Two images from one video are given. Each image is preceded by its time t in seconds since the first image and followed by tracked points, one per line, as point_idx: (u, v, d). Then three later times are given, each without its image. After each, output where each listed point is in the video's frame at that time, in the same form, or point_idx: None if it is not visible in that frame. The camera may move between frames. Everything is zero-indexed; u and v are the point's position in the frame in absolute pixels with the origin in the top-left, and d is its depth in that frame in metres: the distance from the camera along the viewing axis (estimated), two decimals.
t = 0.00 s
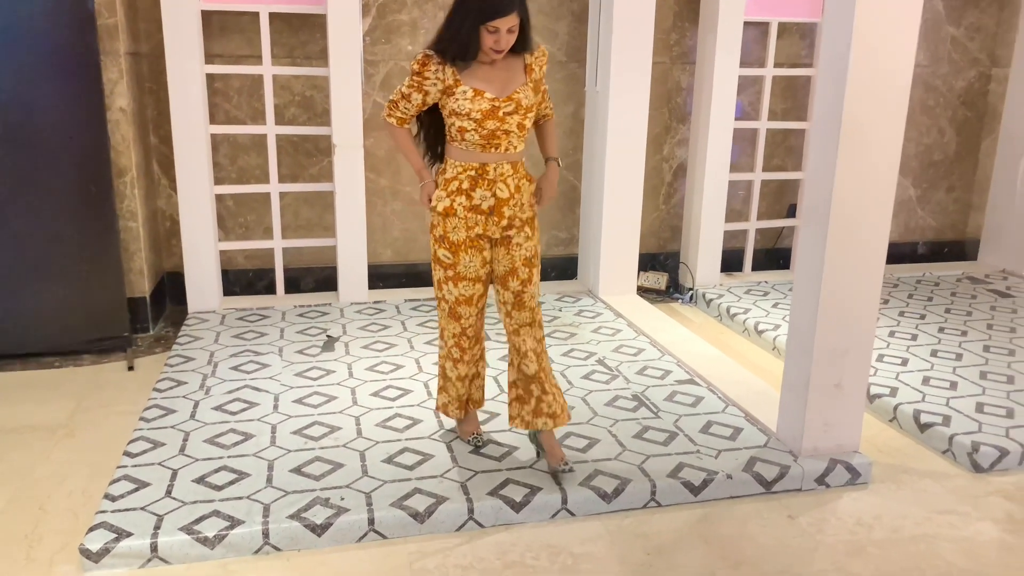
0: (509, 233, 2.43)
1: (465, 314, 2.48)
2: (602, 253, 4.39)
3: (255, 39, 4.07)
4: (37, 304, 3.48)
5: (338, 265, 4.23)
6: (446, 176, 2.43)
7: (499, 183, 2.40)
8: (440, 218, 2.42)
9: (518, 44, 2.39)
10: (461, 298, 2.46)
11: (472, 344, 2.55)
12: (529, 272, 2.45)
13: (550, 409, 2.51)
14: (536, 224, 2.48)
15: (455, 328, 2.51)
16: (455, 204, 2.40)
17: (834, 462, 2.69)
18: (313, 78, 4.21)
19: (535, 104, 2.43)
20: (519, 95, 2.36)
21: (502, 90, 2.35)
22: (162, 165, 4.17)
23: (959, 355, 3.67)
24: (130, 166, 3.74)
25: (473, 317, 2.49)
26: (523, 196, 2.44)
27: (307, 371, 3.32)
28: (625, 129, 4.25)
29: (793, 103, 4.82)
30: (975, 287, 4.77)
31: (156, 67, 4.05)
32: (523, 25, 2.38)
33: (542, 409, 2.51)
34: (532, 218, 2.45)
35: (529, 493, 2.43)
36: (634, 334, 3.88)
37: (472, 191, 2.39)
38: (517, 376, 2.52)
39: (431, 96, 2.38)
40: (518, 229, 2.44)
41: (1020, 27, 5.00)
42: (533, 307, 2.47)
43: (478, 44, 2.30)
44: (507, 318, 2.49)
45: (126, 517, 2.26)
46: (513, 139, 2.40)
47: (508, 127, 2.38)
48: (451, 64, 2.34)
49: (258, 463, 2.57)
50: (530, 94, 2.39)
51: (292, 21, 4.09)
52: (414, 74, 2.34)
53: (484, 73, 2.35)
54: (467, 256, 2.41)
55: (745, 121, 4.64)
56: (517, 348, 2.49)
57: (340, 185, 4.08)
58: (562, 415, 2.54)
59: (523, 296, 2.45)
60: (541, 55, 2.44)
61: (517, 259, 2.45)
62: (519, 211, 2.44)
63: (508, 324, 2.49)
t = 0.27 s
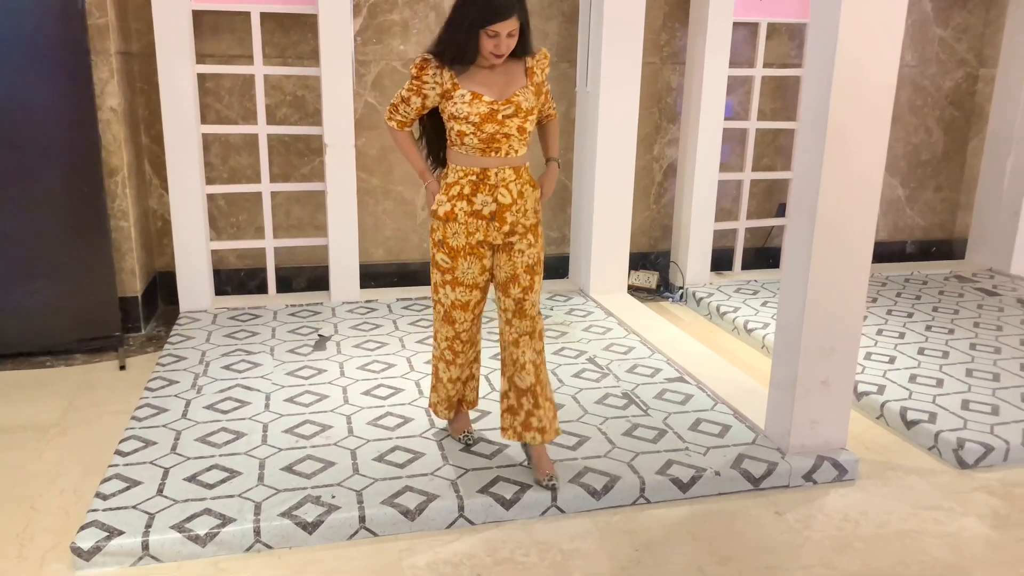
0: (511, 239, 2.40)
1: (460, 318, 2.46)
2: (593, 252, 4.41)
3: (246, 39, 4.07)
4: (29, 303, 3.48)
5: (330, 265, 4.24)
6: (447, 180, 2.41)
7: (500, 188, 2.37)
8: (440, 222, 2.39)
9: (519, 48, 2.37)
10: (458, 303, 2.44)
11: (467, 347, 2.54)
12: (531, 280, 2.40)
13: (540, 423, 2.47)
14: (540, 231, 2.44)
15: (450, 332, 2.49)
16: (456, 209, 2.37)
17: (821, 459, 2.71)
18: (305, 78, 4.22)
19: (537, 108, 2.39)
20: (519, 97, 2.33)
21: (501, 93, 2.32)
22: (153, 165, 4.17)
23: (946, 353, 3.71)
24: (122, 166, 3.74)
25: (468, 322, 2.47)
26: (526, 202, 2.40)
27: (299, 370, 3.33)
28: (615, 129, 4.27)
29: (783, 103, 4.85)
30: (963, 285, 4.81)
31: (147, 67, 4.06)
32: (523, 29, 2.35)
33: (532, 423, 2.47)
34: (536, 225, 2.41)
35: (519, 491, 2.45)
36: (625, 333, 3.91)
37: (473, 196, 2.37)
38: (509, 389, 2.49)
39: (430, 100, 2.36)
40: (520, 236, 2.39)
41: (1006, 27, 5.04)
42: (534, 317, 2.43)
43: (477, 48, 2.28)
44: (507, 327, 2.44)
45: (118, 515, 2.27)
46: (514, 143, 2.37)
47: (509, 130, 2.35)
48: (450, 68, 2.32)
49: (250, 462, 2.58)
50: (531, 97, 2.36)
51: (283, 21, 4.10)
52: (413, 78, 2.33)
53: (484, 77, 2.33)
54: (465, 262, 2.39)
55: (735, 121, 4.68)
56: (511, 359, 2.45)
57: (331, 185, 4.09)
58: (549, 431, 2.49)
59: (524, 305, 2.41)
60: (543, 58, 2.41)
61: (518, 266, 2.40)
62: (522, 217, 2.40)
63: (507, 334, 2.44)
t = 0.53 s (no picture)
0: (517, 241, 2.39)
1: (465, 321, 2.46)
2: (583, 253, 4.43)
3: (236, 40, 4.07)
4: (17, 304, 3.48)
5: (321, 265, 4.24)
6: (451, 182, 2.41)
7: (504, 188, 2.36)
8: (445, 225, 2.39)
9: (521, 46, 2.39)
10: (463, 307, 2.44)
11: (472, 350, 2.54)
12: (535, 284, 2.39)
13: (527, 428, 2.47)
14: (546, 232, 2.42)
15: (454, 336, 2.50)
16: (460, 211, 2.37)
17: (808, 457, 2.74)
18: (295, 79, 4.23)
19: (540, 106, 2.39)
20: (522, 94, 2.32)
21: (504, 90, 2.32)
22: (143, 166, 4.17)
23: (932, 352, 3.74)
24: (111, 167, 3.74)
25: (472, 326, 2.47)
26: (531, 201, 2.39)
27: (289, 371, 3.34)
28: (605, 130, 4.29)
29: (771, 104, 4.88)
30: (949, 285, 4.85)
31: (136, 68, 4.05)
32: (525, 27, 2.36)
33: (520, 428, 2.47)
34: (542, 227, 2.39)
35: (508, 489, 2.47)
36: (614, 333, 3.93)
37: (477, 197, 2.36)
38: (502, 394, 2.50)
39: (434, 100, 2.36)
40: (525, 238, 2.38)
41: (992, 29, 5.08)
42: (537, 320, 2.43)
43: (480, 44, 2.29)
44: (510, 331, 2.43)
45: (107, 516, 2.27)
46: (517, 141, 2.35)
47: (512, 129, 2.33)
48: (452, 65, 2.32)
49: (240, 462, 2.59)
50: (535, 94, 2.35)
51: (273, 22, 4.10)
52: (415, 76, 2.33)
53: (486, 74, 2.33)
54: (470, 266, 2.39)
55: (723, 122, 4.70)
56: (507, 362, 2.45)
57: (321, 186, 4.10)
58: (531, 437, 2.49)
59: (529, 308, 2.40)
60: (547, 56, 2.42)
61: (524, 270, 2.39)
62: (529, 218, 2.39)
63: (510, 338, 2.43)
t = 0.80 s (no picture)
0: (522, 250, 2.37)
1: (478, 337, 2.39)
2: (573, 254, 4.45)
3: (225, 42, 4.08)
4: (6, 307, 3.47)
5: (310, 267, 4.25)
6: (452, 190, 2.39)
7: (506, 196, 2.34)
8: (449, 236, 2.37)
9: (524, 51, 2.39)
10: (475, 322, 2.37)
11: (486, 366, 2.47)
12: (542, 292, 2.39)
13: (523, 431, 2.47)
14: (551, 240, 2.40)
15: (467, 352, 2.43)
16: (463, 220, 2.35)
17: (794, 456, 2.76)
18: (284, 82, 4.24)
19: (542, 114, 2.39)
20: (524, 101, 2.32)
21: (506, 97, 2.32)
22: (132, 168, 4.16)
23: (918, 352, 3.78)
24: (99, 169, 3.74)
25: (486, 342, 2.40)
26: (536, 208, 2.37)
27: (278, 373, 3.34)
28: (593, 132, 4.32)
29: (758, 106, 4.91)
30: (935, 286, 4.90)
31: (125, 70, 4.05)
32: (526, 28, 2.38)
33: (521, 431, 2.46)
34: (547, 234, 2.38)
35: (498, 489, 2.48)
36: (604, 334, 3.95)
37: (478, 205, 2.34)
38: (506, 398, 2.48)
39: (437, 109, 2.35)
40: (530, 246, 2.36)
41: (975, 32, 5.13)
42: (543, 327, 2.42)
43: (480, 42, 2.30)
44: (517, 339, 2.42)
45: (97, 517, 2.27)
46: (519, 149, 2.34)
47: (514, 136, 2.32)
48: (453, 70, 2.33)
49: (230, 463, 2.60)
50: (537, 101, 2.35)
51: (262, 24, 4.11)
52: (417, 85, 2.33)
53: (488, 78, 2.33)
54: (477, 274, 2.34)
55: (711, 124, 4.74)
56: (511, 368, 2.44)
57: (311, 188, 4.11)
58: (536, 433, 2.49)
59: (536, 316, 2.40)
60: (550, 62, 2.42)
61: (530, 278, 2.38)
62: (533, 225, 2.37)
63: (517, 344, 2.42)
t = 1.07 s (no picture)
0: (519, 254, 2.35)
1: (488, 333, 2.34)
2: (563, 256, 4.47)
3: (215, 46, 4.09)
4: None
5: (301, 270, 4.26)
6: (451, 194, 2.38)
7: (504, 200, 2.33)
8: (446, 238, 2.35)
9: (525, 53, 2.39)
10: (483, 316, 2.34)
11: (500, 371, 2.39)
12: (537, 297, 2.37)
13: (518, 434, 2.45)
14: (548, 245, 2.39)
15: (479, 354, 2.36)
16: (461, 222, 2.34)
17: (782, 455, 2.79)
18: (275, 85, 4.25)
19: (542, 120, 2.36)
20: (524, 107, 2.30)
21: (504, 102, 2.30)
22: (122, 171, 4.16)
23: (904, 352, 3.82)
24: (90, 172, 3.74)
25: (496, 339, 2.34)
26: (535, 213, 2.35)
27: (270, 375, 3.35)
28: (583, 135, 4.34)
29: (747, 109, 4.95)
30: (922, 286, 4.95)
31: (115, 74, 4.05)
32: (526, 31, 2.37)
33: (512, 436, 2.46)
34: (545, 240, 2.36)
35: (488, 490, 2.50)
36: (594, 335, 3.97)
37: (476, 208, 2.33)
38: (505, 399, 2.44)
39: (436, 115, 2.34)
40: (528, 251, 2.35)
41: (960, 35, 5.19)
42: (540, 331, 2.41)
43: (479, 41, 2.30)
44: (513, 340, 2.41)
45: (88, 519, 2.28)
46: (517, 155, 2.32)
47: (512, 142, 2.31)
48: (453, 73, 2.32)
49: (221, 465, 2.60)
50: (537, 107, 2.33)
51: (252, 28, 4.12)
52: (415, 90, 2.32)
53: (487, 81, 2.32)
54: (478, 268, 2.33)
55: (700, 127, 4.77)
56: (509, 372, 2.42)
57: (301, 191, 4.12)
58: (537, 436, 2.49)
59: (530, 321, 2.39)
60: (554, 67, 2.40)
61: (526, 283, 2.37)
62: (532, 231, 2.36)
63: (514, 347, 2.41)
